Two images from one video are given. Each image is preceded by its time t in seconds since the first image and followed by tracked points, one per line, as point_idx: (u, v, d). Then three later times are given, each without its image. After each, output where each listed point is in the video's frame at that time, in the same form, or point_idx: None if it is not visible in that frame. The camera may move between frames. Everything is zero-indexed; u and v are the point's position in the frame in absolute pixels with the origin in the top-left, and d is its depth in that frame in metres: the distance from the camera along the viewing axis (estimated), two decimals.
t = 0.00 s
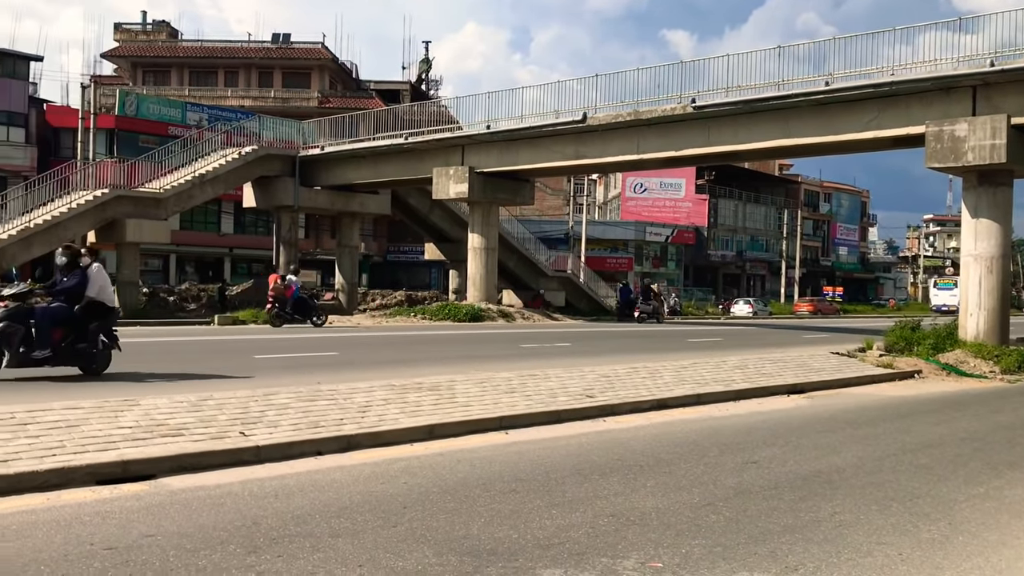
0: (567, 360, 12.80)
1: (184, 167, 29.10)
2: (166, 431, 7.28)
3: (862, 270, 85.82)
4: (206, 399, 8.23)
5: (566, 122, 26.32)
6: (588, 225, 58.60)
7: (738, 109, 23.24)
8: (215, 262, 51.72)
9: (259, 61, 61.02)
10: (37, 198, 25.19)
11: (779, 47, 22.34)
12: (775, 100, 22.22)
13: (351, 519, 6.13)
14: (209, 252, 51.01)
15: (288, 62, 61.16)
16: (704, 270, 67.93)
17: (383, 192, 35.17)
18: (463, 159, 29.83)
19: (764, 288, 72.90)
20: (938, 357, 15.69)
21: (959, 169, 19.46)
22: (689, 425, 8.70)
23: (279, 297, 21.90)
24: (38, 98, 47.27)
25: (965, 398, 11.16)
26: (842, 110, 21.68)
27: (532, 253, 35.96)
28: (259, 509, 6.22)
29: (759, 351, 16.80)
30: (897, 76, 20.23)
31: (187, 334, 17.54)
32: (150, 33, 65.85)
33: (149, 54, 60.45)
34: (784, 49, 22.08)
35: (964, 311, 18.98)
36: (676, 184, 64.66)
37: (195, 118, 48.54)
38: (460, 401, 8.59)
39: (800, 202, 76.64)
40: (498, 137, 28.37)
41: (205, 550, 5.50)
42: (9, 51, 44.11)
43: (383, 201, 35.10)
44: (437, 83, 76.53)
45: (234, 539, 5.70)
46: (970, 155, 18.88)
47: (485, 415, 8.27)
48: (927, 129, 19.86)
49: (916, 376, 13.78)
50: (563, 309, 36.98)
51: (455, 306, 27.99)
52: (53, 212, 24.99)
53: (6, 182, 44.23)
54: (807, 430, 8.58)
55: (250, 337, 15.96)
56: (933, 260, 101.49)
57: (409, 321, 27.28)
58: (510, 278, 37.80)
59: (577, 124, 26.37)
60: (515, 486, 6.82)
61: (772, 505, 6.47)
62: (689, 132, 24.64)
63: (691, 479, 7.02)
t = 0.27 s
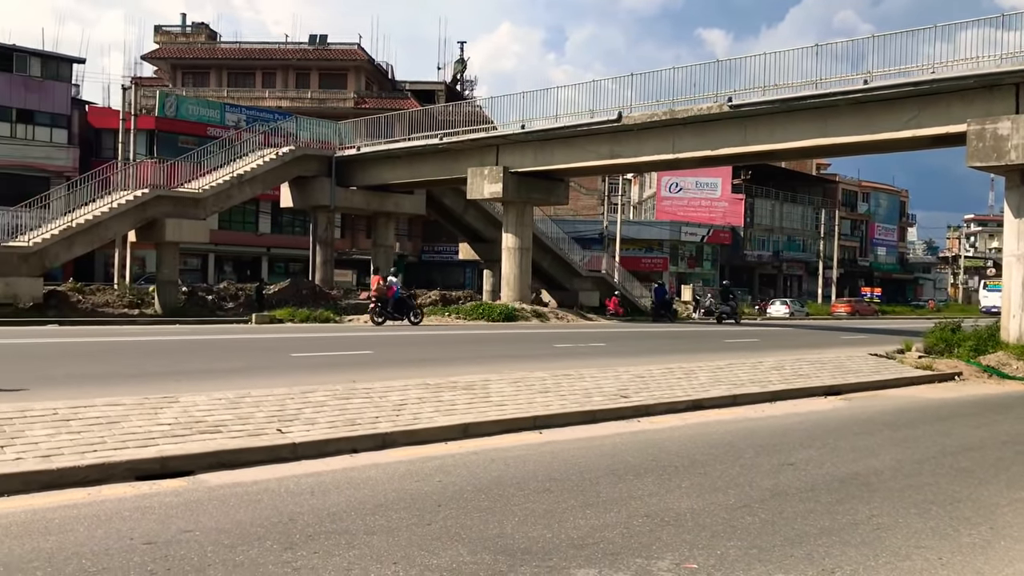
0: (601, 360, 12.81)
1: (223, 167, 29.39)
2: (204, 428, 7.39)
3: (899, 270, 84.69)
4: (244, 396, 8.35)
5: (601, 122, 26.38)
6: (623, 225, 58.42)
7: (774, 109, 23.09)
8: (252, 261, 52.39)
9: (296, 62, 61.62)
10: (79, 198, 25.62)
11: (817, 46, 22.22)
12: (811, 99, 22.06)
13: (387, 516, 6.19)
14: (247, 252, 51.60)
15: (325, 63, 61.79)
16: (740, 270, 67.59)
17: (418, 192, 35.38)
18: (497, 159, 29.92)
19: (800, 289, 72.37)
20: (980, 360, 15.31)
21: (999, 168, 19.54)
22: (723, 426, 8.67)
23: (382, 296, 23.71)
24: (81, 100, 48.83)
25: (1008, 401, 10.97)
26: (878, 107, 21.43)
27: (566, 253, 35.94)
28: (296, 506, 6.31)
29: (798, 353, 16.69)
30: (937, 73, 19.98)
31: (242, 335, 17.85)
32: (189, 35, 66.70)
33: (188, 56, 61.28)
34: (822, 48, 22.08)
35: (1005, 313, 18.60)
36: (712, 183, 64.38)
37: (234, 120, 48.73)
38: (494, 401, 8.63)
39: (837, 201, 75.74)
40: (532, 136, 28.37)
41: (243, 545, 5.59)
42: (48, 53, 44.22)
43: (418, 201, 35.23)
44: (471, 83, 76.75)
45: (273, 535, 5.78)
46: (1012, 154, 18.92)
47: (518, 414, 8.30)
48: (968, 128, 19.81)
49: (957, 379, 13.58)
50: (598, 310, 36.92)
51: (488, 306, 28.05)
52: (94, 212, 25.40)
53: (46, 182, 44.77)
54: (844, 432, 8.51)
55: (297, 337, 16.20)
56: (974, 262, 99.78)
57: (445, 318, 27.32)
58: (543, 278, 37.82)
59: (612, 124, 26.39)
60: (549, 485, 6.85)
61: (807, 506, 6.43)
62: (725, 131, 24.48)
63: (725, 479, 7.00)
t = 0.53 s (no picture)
0: (644, 360, 12.69)
1: (272, 167, 29.94)
2: (251, 425, 7.50)
3: (954, 271, 82.54)
4: (290, 394, 8.45)
5: (647, 121, 26.29)
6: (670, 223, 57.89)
7: (825, 108, 22.69)
8: (301, 261, 53.44)
9: (344, 64, 62.75)
10: (132, 198, 26.33)
11: (868, 43, 21.95)
12: (863, 97, 21.71)
13: (431, 515, 6.20)
14: (295, 251, 52.52)
15: (372, 64, 62.74)
16: (790, 270, 66.75)
17: (463, 192, 35.58)
18: (543, 158, 29.93)
19: (850, 289, 71.06)
20: None
21: None
22: (771, 428, 8.52)
23: (484, 296, 25.17)
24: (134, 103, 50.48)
25: None
26: (934, 106, 20.90)
27: (611, 253, 35.80)
28: (341, 503, 6.36)
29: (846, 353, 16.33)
30: (995, 68, 19.50)
31: (291, 331, 18.12)
32: (239, 38, 68.22)
33: (238, 58, 62.55)
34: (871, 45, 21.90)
35: None
36: (761, 181, 63.81)
37: (282, 121, 48.53)
38: (538, 401, 8.60)
39: (890, 200, 74.10)
40: (578, 136, 28.36)
41: (288, 542, 5.65)
42: (103, 57, 45.44)
43: (463, 201, 35.39)
44: (517, 83, 76.94)
45: (316, 532, 5.84)
46: None
47: (562, 414, 8.26)
48: None
49: (1013, 380, 13.13)
50: (643, 310, 36.77)
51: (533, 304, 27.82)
52: (147, 212, 26.10)
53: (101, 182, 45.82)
54: (896, 435, 8.29)
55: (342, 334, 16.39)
56: None
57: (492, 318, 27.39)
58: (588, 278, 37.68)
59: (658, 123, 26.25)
60: (592, 486, 6.80)
61: (856, 510, 6.27)
62: (774, 129, 24.14)
63: (772, 482, 6.87)
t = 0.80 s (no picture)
0: (694, 360, 12.54)
1: (324, 169, 30.47)
2: (301, 424, 7.56)
3: (1017, 270, 80.00)
4: (340, 393, 8.51)
5: (699, 119, 26.09)
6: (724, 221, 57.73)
7: (881, 104, 22.27)
8: (352, 261, 54.10)
9: (395, 65, 63.60)
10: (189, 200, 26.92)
11: (925, 37, 21.53)
12: (920, 92, 21.31)
13: (478, 515, 6.17)
14: (346, 252, 53.25)
15: (422, 66, 63.42)
16: (846, 270, 65.70)
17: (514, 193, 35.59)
18: (593, 158, 29.87)
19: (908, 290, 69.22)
20: None
21: None
22: (825, 430, 8.32)
23: (586, 297, 26.08)
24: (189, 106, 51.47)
25: None
26: (994, 103, 20.38)
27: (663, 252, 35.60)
28: (389, 502, 6.37)
29: (905, 353, 15.92)
30: None
31: (351, 325, 18.42)
32: (292, 41, 69.49)
33: (292, 62, 63.72)
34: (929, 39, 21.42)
35: None
36: (816, 180, 62.98)
37: (334, 123, 50.92)
38: (587, 402, 8.52)
39: (949, 197, 72.12)
40: (628, 135, 28.34)
41: (337, 540, 5.67)
42: (159, 61, 46.22)
43: (513, 202, 35.34)
44: (567, 83, 76.96)
45: (364, 530, 5.86)
46: None
47: (611, 416, 8.17)
48: None
49: None
50: (696, 310, 36.30)
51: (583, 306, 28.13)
52: (202, 214, 26.69)
53: (158, 185, 46.81)
54: (956, 439, 8.03)
55: (398, 330, 16.56)
56: None
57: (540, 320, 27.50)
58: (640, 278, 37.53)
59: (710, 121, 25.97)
60: (641, 488, 6.71)
61: (913, 515, 6.08)
62: (828, 125, 23.69)
63: (825, 486, 6.72)
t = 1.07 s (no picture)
0: (745, 362, 12.46)
1: (375, 171, 30.74)
2: (352, 423, 7.66)
3: None
4: (390, 393, 8.61)
5: (749, 118, 25.70)
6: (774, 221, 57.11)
7: (936, 100, 21.78)
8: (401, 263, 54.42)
9: (444, 68, 63.90)
10: (243, 202, 27.47)
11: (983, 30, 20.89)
12: (975, 89, 20.82)
13: (524, 514, 6.21)
14: (396, 253, 53.74)
15: (471, 68, 63.64)
16: (899, 270, 64.48)
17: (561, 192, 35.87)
18: (641, 157, 29.72)
19: (964, 290, 67.44)
20: None
21: None
22: (876, 432, 8.20)
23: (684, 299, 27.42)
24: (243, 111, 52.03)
25: None
26: None
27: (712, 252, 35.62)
28: (437, 501, 6.41)
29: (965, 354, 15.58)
30: None
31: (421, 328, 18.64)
32: (342, 45, 70.10)
33: (343, 66, 64.58)
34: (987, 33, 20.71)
35: None
36: (868, 178, 62.19)
37: (384, 126, 50.44)
38: (635, 403, 8.50)
39: (1007, 195, 70.15)
40: (677, 134, 28.14)
41: (386, 538, 5.74)
42: (213, 67, 46.97)
43: (560, 202, 35.67)
44: (615, 83, 76.74)
45: (413, 529, 5.91)
46: None
47: (660, 416, 8.15)
48: None
49: None
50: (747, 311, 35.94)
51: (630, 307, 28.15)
52: (255, 217, 27.07)
53: (213, 189, 46.76)
54: (1015, 442, 7.85)
55: (459, 333, 16.72)
56: None
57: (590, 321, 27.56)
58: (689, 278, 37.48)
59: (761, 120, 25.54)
60: (689, 489, 6.69)
61: (970, 520, 5.96)
62: (881, 122, 23.29)
63: (878, 488, 6.63)
